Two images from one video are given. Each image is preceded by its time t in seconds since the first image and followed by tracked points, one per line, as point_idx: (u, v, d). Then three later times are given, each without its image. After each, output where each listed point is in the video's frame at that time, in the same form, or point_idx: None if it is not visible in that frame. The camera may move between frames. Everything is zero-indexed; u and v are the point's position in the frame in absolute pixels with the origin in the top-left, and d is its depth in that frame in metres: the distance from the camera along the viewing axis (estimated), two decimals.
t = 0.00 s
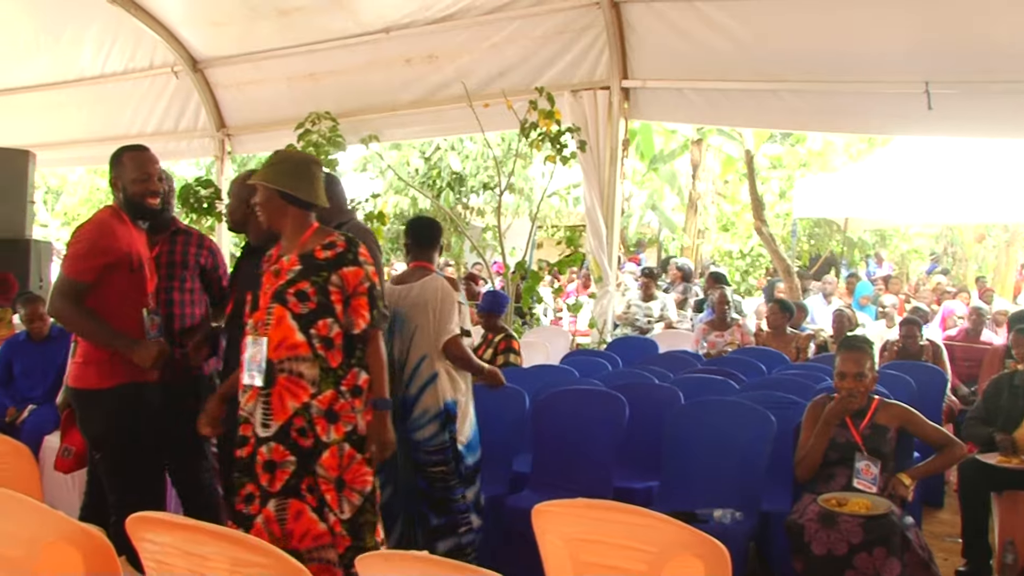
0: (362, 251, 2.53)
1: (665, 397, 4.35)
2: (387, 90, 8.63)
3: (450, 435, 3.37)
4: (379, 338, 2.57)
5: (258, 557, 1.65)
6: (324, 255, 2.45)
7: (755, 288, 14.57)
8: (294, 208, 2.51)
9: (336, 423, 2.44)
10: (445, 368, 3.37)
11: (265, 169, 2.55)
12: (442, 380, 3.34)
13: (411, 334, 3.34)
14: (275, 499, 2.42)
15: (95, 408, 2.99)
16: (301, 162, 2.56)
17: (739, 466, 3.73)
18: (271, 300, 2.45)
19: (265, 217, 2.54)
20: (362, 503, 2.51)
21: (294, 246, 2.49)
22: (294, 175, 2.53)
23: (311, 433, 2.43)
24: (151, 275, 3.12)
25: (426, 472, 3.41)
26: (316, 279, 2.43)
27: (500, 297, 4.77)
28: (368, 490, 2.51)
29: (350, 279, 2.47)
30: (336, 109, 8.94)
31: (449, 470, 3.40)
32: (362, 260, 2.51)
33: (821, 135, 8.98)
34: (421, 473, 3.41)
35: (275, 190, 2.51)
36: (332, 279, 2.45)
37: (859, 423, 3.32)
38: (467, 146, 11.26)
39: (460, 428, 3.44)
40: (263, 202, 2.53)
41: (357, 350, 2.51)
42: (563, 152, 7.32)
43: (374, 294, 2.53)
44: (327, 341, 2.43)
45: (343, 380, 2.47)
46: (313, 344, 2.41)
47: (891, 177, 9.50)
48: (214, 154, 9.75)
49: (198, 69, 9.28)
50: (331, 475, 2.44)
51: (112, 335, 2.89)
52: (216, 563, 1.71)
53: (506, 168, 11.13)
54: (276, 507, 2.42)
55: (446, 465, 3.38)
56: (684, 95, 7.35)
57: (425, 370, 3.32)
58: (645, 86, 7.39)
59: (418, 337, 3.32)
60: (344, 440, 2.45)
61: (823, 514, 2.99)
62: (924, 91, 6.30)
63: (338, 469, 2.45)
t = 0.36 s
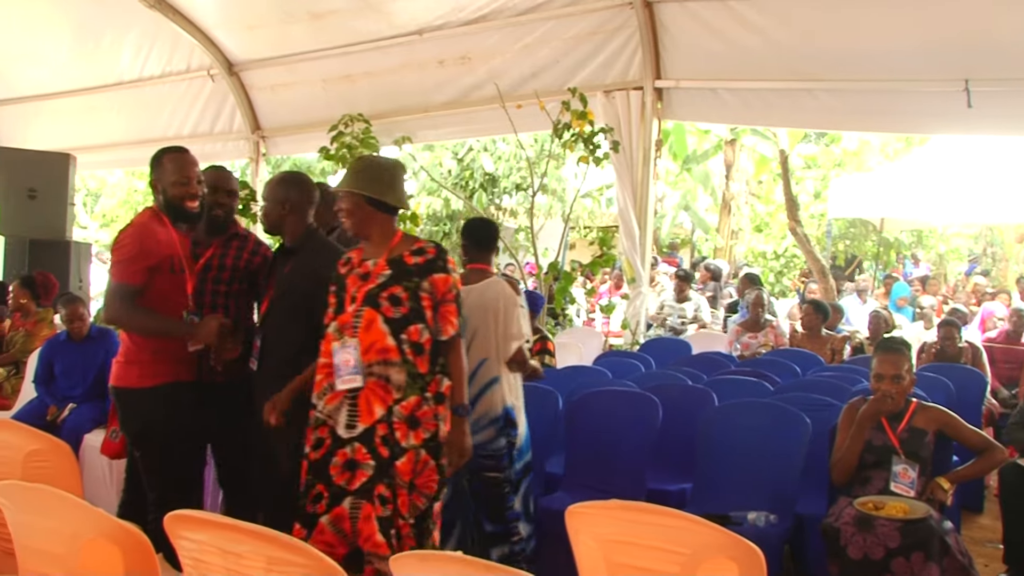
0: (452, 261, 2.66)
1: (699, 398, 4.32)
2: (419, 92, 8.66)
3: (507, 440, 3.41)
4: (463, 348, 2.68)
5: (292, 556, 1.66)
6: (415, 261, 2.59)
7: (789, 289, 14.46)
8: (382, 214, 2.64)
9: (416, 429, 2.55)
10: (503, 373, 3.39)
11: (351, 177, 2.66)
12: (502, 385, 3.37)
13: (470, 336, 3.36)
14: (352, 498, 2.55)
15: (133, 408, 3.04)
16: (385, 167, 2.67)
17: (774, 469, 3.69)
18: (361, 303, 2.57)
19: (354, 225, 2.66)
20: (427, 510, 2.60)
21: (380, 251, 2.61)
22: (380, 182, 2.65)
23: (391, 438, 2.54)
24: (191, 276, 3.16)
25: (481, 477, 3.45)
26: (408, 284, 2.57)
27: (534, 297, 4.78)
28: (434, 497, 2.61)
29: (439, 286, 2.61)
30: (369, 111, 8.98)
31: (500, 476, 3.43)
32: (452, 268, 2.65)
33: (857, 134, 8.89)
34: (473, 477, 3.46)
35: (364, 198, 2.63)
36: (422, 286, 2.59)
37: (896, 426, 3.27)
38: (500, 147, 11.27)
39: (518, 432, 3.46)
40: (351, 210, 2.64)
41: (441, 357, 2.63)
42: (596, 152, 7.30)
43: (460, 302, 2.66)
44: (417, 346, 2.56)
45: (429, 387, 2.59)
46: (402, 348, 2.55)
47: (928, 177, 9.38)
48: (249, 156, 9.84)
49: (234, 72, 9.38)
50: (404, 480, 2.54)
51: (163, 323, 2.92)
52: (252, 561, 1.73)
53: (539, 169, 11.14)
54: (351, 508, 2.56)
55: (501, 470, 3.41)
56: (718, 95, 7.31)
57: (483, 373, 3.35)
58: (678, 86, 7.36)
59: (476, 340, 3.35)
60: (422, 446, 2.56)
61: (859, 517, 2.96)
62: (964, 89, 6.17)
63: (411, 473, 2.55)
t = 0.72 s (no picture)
0: (485, 263, 2.72)
1: (718, 399, 4.30)
2: (438, 93, 8.67)
3: (565, 445, 3.59)
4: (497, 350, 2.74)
5: (312, 555, 1.66)
6: (445, 262, 2.65)
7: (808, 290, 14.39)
8: (416, 217, 2.71)
9: (443, 430, 2.61)
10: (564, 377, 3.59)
11: (384, 180, 2.69)
12: (564, 389, 3.57)
13: (533, 339, 3.55)
14: (383, 505, 2.58)
15: (163, 407, 3.05)
16: (418, 169, 2.72)
17: (793, 470, 3.68)
18: (392, 305, 2.63)
19: (387, 228, 2.72)
20: (457, 512, 2.64)
21: (415, 254, 2.68)
22: (415, 184, 2.70)
23: (422, 439, 2.60)
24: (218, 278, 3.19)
25: (537, 481, 3.66)
26: (438, 286, 2.62)
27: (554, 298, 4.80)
28: (464, 501, 2.64)
29: (470, 287, 2.67)
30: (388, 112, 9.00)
31: (556, 482, 3.64)
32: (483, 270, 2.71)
33: (876, 134, 8.84)
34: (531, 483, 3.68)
35: (398, 202, 2.69)
36: (452, 287, 2.65)
37: (917, 429, 3.25)
38: (518, 148, 11.27)
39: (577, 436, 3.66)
40: (385, 213, 2.70)
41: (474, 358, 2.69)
42: (614, 153, 7.27)
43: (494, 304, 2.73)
44: (446, 347, 2.62)
45: (461, 389, 2.64)
46: (433, 350, 2.60)
47: (949, 177, 9.30)
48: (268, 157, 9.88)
49: (253, 74, 9.41)
50: (435, 480, 2.60)
51: (194, 319, 2.96)
52: (272, 560, 1.74)
53: (557, 169, 11.14)
54: (386, 515, 2.58)
55: (554, 475, 3.61)
56: (736, 94, 7.28)
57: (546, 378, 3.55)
58: (697, 86, 7.34)
59: (538, 343, 3.54)
60: (448, 448, 2.62)
61: (880, 519, 2.93)
62: (987, 88, 6.11)
63: (441, 475, 2.61)
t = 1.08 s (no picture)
0: (462, 259, 2.79)
1: (729, 400, 4.29)
2: (449, 93, 8.68)
3: (612, 452, 3.61)
4: (474, 347, 2.80)
5: (323, 555, 1.67)
6: (423, 259, 2.73)
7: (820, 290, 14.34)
8: (403, 214, 2.82)
9: (419, 427, 2.73)
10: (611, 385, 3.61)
11: (373, 177, 2.82)
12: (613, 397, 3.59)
13: (584, 347, 3.57)
14: (382, 497, 2.74)
15: (177, 408, 3.07)
16: (406, 167, 2.83)
17: (806, 471, 3.66)
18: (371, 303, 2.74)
19: (376, 224, 2.83)
20: (441, 508, 2.76)
21: (398, 249, 2.78)
22: (402, 182, 2.81)
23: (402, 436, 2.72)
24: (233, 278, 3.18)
25: (585, 491, 3.65)
26: (413, 282, 2.71)
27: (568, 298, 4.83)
28: (448, 497, 2.77)
29: (447, 284, 2.75)
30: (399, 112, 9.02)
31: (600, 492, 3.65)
32: (461, 266, 2.78)
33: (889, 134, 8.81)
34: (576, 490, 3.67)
35: (385, 198, 2.80)
36: (429, 283, 2.73)
37: (929, 429, 3.24)
38: (529, 147, 11.28)
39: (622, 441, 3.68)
40: (373, 210, 2.82)
41: (449, 355, 2.77)
42: (625, 153, 7.28)
43: (470, 299, 2.80)
44: (420, 344, 2.71)
45: (434, 386, 2.74)
46: (407, 347, 2.71)
47: (962, 177, 9.26)
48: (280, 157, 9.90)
49: (265, 74, 9.43)
50: (417, 477, 2.73)
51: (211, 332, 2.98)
52: (283, 559, 1.74)
53: (568, 169, 11.14)
54: (378, 507, 2.75)
55: (602, 485, 3.63)
56: (748, 94, 7.26)
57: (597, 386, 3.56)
58: (708, 86, 7.32)
59: (590, 352, 3.55)
60: (426, 445, 2.73)
61: (892, 520, 2.92)
62: (1001, 87, 6.07)
63: (422, 471, 2.73)
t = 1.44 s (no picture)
0: (429, 250, 2.78)
1: (729, 399, 4.29)
2: (449, 92, 8.68)
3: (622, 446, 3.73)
4: (438, 338, 2.72)
5: (323, 554, 1.67)
6: (392, 253, 2.72)
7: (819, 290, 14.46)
8: (383, 212, 2.82)
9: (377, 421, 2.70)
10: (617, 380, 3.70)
11: (349, 177, 2.81)
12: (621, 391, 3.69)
13: (598, 345, 3.61)
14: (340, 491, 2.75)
15: (179, 406, 3.09)
16: (383, 165, 2.83)
17: (806, 470, 3.67)
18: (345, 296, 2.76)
19: (354, 223, 2.82)
20: (391, 507, 2.71)
21: (374, 248, 2.78)
22: (380, 180, 2.81)
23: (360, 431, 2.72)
24: (230, 280, 3.18)
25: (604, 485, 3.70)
26: (380, 275, 2.69)
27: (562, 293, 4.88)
28: (401, 495, 2.72)
29: (412, 276, 2.73)
30: (399, 112, 9.02)
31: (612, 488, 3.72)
32: (427, 258, 2.76)
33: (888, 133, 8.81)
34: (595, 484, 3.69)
35: (365, 196, 2.79)
36: (396, 275, 2.71)
37: (929, 429, 3.24)
38: (529, 147, 11.29)
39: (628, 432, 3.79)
40: (351, 208, 2.80)
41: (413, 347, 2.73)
42: (625, 152, 7.29)
43: (437, 291, 2.75)
44: (384, 336, 2.70)
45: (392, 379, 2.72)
46: (371, 339, 2.70)
47: (962, 177, 9.27)
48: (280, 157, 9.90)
49: (265, 73, 9.44)
50: (368, 473, 2.69)
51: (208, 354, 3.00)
52: (283, 559, 1.74)
53: (568, 169, 11.15)
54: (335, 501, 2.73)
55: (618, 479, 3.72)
56: (748, 94, 7.26)
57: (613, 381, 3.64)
58: (708, 85, 7.32)
59: (604, 349, 3.61)
60: (385, 440, 2.68)
61: (892, 520, 2.92)
62: (1002, 86, 6.06)
63: (375, 468, 2.69)
